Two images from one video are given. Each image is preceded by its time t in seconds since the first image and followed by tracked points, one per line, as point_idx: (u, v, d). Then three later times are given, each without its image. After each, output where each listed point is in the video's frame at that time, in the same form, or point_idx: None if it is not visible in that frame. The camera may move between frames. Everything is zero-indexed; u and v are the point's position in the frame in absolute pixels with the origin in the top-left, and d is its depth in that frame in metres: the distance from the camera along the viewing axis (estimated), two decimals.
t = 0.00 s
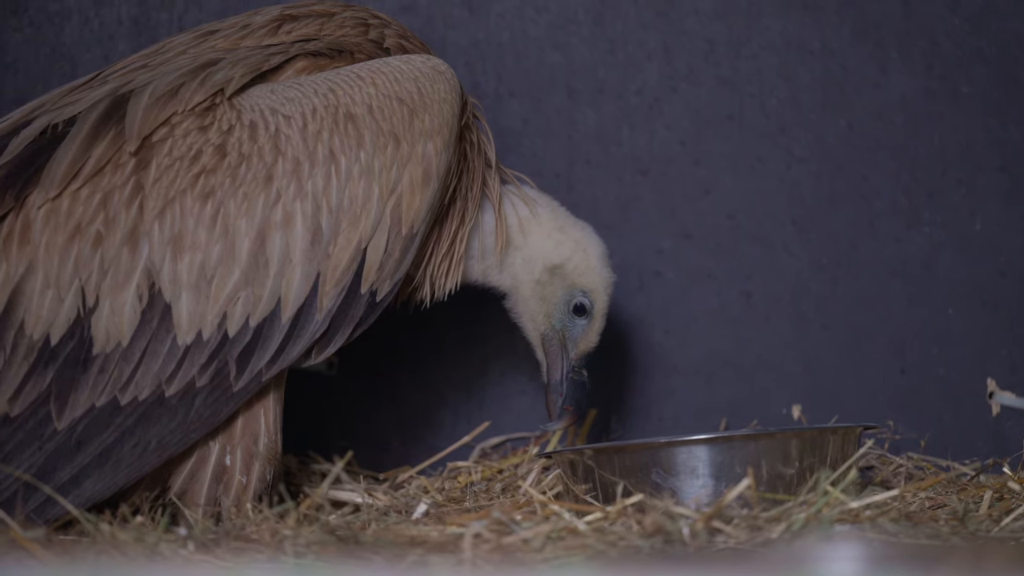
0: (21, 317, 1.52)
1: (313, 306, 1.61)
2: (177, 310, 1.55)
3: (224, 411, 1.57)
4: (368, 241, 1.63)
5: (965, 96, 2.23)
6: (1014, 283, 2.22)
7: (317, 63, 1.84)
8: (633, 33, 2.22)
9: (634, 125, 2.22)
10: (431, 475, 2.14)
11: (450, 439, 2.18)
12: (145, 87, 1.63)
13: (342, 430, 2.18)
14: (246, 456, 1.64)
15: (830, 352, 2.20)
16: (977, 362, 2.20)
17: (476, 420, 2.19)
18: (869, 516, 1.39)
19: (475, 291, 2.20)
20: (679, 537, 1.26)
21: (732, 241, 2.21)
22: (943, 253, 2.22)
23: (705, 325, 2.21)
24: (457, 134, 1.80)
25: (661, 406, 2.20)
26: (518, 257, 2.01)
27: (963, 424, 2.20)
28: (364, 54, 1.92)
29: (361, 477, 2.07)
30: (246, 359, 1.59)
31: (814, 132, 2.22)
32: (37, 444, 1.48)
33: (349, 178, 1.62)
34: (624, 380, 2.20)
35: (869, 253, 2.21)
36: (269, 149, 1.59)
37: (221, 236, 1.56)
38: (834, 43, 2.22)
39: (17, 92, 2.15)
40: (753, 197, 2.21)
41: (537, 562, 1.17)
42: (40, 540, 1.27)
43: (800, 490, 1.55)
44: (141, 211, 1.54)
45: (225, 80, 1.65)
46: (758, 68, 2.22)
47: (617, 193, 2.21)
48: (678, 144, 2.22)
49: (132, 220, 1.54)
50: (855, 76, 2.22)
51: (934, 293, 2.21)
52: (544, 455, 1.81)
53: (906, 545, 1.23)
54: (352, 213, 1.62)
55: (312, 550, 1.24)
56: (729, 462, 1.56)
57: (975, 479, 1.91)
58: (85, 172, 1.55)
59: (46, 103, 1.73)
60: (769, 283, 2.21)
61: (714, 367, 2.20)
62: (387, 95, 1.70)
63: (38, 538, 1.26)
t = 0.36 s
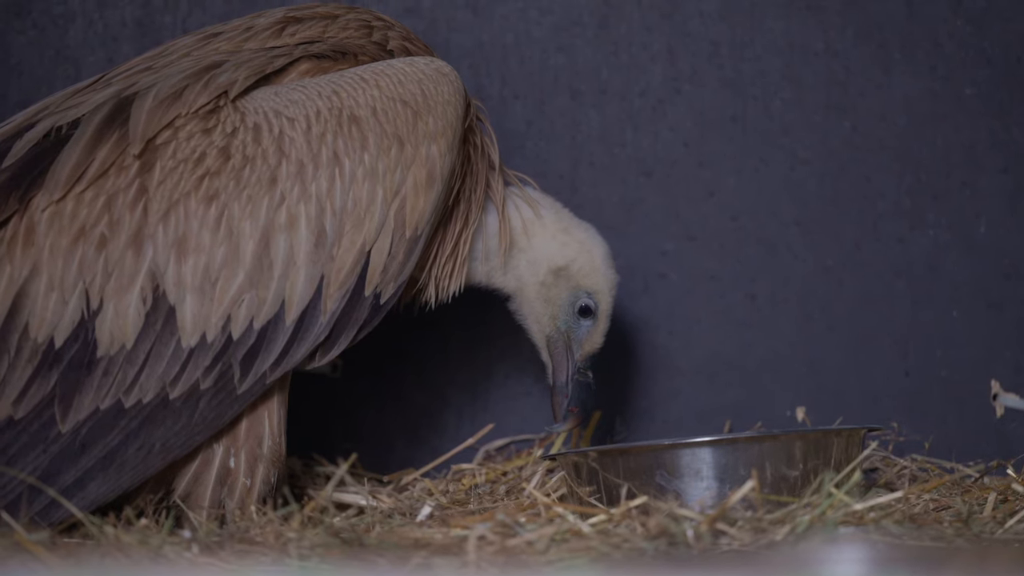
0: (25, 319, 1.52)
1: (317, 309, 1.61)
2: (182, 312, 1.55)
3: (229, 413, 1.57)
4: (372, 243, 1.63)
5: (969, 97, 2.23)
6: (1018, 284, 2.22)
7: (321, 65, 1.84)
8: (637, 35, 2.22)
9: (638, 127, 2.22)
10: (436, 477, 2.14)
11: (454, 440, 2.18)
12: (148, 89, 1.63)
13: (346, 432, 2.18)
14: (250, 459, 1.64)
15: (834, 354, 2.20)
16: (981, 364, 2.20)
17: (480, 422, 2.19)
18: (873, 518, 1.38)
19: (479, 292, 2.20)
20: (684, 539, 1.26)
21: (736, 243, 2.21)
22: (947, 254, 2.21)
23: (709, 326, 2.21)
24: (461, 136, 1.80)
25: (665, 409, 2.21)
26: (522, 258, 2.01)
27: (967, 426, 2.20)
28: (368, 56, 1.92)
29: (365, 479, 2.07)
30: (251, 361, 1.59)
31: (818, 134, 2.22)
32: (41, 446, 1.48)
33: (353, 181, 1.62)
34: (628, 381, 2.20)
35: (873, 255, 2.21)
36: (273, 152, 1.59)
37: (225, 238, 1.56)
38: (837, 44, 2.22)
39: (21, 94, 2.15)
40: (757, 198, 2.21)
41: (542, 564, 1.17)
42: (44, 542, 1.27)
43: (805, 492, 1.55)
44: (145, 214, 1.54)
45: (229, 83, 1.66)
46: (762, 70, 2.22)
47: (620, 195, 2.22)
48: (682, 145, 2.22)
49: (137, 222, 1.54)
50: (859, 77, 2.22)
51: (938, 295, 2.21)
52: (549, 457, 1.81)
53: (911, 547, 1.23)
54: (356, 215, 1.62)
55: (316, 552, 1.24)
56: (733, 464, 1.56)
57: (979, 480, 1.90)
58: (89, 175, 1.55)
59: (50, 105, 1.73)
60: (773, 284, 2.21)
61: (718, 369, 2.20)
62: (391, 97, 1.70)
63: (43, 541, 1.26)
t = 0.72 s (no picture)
0: (27, 319, 1.52)
1: (319, 309, 1.61)
2: (184, 313, 1.55)
3: (231, 414, 1.57)
4: (375, 243, 1.63)
5: (972, 98, 2.23)
6: (1021, 284, 2.22)
7: (323, 65, 1.84)
8: (640, 36, 2.22)
9: (641, 128, 2.22)
10: (439, 477, 2.14)
11: (456, 441, 2.18)
12: (151, 89, 1.63)
13: (349, 432, 2.18)
14: (252, 459, 1.64)
15: (837, 354, 2.20)
16: (984, 364, 2.20)
17: (483, 422, 2.19)
18: (876, 518, 1.38)
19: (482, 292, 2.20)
20: (687, 539, 1.26)
21: (739, 243, 2.21)
22: (949, 255, 2.21)
23: (712, 327, 2.21)
24: (463, 136, 1.80)
25: (667, 409, 2.21)
26: (529, 260, 2.01)
27: (969, 426, 2.20)
28: (370, 56, 1.92)
29: (368, 480, 2.07)
30: (253, 361, 1.59)
31: (821, 134, 2.22)
32: (44, 447, 1.48)
33: (355, 181, 1.62)
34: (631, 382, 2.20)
35: (876, 255, 2.21)
36: (275, 152, 1.59)
37: (228, 238, 1.56)
38: (841, 45, 2.22)
39: (23, 95, 2.15)
40: (759, 198, 2.21)
41: (544, 564, 1.17)
42: (47, 543, 1.27)
43: (807, 492, 1.55)
44: (147, 214, 1.54)
45: (231, 83, 1.65)
46: (765, 70, 2.22)
47: (623, 195, 2.22)
48: (685, 146, 2.22)
49: (139, 222, 1.54)
50: (862, 77, 2.22)
51: (941, 295, 2.21)
52: (551, 457, 1.81)
53: (914, 546, 1.23)
54: (358, 215, 1.62)
55: (319, 552, 1.24)
56: (736, 464, 1.56)
57: (981, 480, 1.90)
58: (91, 175, 1.55)
59: (52, 105, 1.74)
60: (776, 285, 2.21)
61: (720, 369, 2.21)
62: (393, 97, 1.70)
63: (45, 541, 1.26)
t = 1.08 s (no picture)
0: (29, 320, 1.52)
1: (321, 310, 1.61)
2: (186, 314, 1.55)
3: (232, 415, 1.57)
4: (377, 244, 1.63)
5: (973, 98, 2.23)
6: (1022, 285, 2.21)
7: (325, 67, 1.84)
8: (641, 37, 2.22)
9: (642, 129, 2.22)
10: (440, 478, 2.14)
11: (458, 442, 2.18)
12: (153, 90, 1.63)
13: (350, 433, 2.18)
14: (254, 460, 1.63)
15: (839, 355, 2.20)
16: (986, 365, 2.20)
17: (485, 423, 2.20)
18: (878, 518, 1.38)
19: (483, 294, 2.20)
20: (689, 540, 1.26)
21: (741, 244, 2.22)
22: (951, 255, 2.21)
23: (713, 328, 2.21)
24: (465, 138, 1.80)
25: (669, 410, 2.21)
26: (555, 267, 2.02)
27: (972, 427, 2.19)
28: (372, 57, 1.93)
29: (370, 481, 2.07)
30: (255, 362, 1.59)
31: (823, 135, 2.22)
32: (46, 448, 1.48)
33: (357, 182, 1.62)
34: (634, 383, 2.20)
35: (878, 256, 2.21)
36: (277, 153, 1.59)
37: (230, 240, 1.56)
38: (842, 45, 2.22)
39: (25, 97, 2.15)
40: (761, 199, 2.21)
41: (546, 565, 1.17)
42: (49, 544, 1.27)
43: (809, 493, 1.55)
44: (149, 215, 1.54)
45: (233, 84, 1.66)
46: (766, 71, 2.22)
47: (625, 196, 2.22)
48: (686, 147, 2.22)
49: (140, 223, 1.54)
50: (863, 78, 2.22)
51: (942, 296, 2.21)
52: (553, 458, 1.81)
53: (916, 547, 1.23)
54: (360, 216, 1.62)
55: (320, 554, 1.24)
56: (738, 465, 1.56)
57: (983, 481, 1.90)
58: (93, 176, 1.55)
59: (54, 106, 1.74)
60: (778, 286, 2.21)
61: (722, 370, 2.21)
62: (395, 99, 1.70)
63: (47, 543, 1.26)
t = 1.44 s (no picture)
0: (31, 320, 1.52)
1: (322, 310, 1.61)
2: (188, 313, 1.55)
3: (235, 415, 1.57)
4: (378, 244, 1.63)
5: (974, 97, 2.23)
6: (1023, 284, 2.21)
7: (326, 67, 1.84)
8: (642, 36, 2.22)
9: (643, 128, 2.22)
10: (442, 478, 2.14)
11: (459, 441, 2.18)
12: (154, 89, 1.63)
13: (351, 433, 2.18)
14: (256, 460, 1.63)
15: (839, 354, 2.20)
16: (987, 364, 2.20)
17: (486, 423, 2.20)
18: (879, 517, 1.38)
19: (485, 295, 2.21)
20: (690, 539, 1.26)
21: (741, 243, 2.22)
22: (952, 255, 2.21)
23: (713, 327, 2.21)
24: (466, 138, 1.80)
25: (670, 409, 2.21)
26: (554, 289, 2.03)
27: (973, 427, 2.19)
28: (373, 57, 1.93)
29: (371, 480, 2.07)
30: (257, 362, 1.59)
31: (824, 134, 2.22)
32: (48, 447, 1.48)
33: (358, 182, 1.62)
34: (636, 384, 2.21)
35: (878, 254, 2.21)
36: (279, 153, 1.59)
37: (231, 239, 1.56)
38: (843, 44, 2.22)
39: (26, 97, 2.15)
40: (762, 198, 2.21)
41: (548, 565, 1.17)
42: (51, 544, 1.27)
43: (811, 492, 1.55)
44: (151, 214, 1.54)
45: (234, 84, 1.65)
46: (767, 70, 2.22)
47: (626, 196, 2.22)
48: (687, 146, 2.22)
49: (143, 223, 1.54)
50: (864, 77, 2.22)
51: (943, 295, 2.21)
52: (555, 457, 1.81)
53: (917, 547, 1.23)
54: (362, 216, 1.62)
55: (322, 553, 1.24)
56: (739, 465, 1.56)
57: (984, 480, 1.90)
58: (94, 175, 1.55)
59: (56, 106, 1.74)
60: (779, 285, 2.21)
61: (723, 369, 2.21)
62: (396, 98, 1.70)
63: (48, 542, 1.26)
